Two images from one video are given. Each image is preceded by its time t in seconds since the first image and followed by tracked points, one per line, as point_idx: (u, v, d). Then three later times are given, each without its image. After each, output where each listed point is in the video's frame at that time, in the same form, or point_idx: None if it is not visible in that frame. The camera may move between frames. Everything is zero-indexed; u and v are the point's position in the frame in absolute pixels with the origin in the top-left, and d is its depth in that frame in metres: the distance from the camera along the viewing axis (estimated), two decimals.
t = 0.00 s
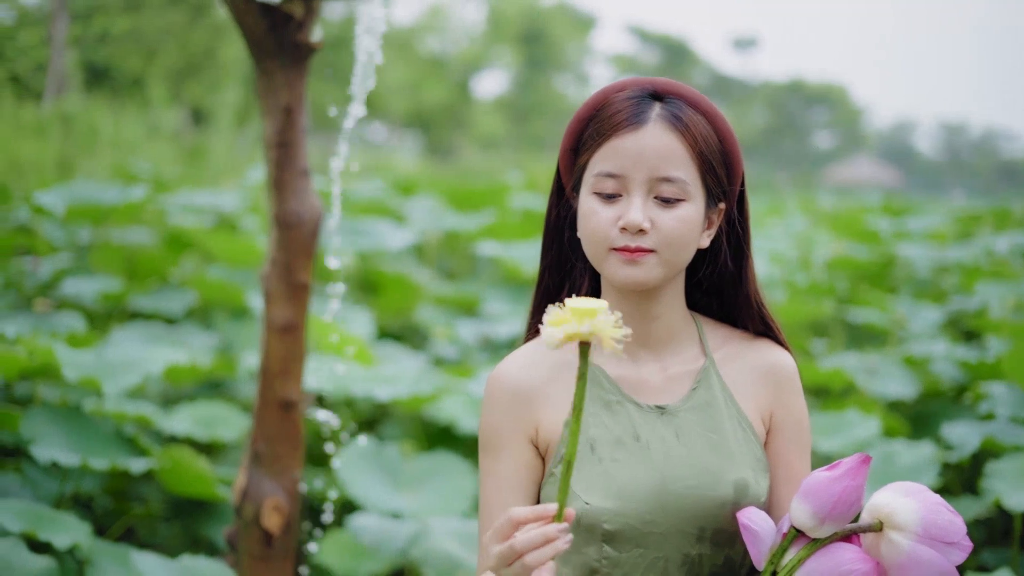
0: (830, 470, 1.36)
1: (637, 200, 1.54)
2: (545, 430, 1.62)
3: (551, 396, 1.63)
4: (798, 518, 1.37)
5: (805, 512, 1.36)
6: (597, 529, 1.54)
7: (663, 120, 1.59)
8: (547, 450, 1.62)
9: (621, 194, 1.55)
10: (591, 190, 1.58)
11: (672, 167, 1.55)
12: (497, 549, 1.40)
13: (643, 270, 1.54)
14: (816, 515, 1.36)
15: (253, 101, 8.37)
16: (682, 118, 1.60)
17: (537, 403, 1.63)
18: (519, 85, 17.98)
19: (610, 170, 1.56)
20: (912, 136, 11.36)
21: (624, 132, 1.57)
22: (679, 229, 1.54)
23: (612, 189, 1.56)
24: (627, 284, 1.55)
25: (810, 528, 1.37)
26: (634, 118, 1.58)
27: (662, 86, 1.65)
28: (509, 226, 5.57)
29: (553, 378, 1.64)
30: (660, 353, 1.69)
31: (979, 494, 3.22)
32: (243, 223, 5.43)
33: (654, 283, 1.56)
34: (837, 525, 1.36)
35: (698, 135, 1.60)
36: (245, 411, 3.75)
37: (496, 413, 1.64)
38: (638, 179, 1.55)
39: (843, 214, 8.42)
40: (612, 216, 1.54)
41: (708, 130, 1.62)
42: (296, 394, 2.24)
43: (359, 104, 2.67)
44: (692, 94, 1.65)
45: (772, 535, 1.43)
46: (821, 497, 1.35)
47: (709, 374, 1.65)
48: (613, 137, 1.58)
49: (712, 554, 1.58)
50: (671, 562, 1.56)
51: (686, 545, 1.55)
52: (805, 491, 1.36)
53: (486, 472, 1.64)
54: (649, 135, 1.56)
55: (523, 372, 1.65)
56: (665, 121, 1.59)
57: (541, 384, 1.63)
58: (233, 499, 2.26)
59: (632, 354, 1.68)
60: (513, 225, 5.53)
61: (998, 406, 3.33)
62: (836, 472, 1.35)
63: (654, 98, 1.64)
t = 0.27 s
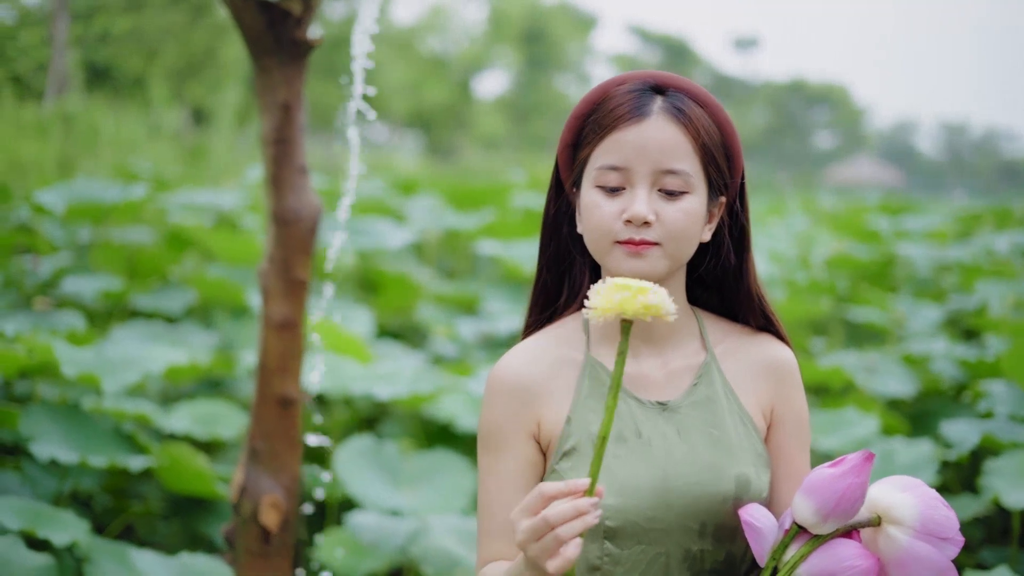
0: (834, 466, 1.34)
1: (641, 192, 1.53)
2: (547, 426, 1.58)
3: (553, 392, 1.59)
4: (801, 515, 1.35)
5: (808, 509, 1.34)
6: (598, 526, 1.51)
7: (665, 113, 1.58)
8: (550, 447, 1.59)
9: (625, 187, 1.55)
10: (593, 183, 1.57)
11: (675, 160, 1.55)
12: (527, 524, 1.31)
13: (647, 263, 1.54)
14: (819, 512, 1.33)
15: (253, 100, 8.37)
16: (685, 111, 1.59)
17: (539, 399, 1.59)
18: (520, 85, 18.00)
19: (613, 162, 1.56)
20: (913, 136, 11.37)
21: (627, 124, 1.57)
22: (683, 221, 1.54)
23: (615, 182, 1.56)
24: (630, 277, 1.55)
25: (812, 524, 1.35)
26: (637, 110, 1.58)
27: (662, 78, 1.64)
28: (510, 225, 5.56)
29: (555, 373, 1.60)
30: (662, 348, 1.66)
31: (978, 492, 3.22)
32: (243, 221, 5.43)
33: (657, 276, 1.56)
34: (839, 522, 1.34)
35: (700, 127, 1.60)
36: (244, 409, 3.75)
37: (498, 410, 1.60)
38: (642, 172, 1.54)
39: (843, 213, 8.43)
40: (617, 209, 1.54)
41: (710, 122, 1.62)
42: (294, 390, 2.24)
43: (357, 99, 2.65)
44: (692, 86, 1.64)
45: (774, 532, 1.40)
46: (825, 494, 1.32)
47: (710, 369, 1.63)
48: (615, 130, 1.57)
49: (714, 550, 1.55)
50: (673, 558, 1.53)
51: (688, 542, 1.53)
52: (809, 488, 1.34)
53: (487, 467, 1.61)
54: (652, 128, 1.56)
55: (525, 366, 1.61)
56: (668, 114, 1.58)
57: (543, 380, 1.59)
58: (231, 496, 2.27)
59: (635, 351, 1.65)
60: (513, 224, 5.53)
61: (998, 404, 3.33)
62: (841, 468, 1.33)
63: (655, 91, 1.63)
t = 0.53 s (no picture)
0: (836, 461, 1.32)
1: (647, 184, 1.51)
2: (549, 420, 1.56)
3: (555, 386, 1.56)
4: (803, 510, 1.34)
5: (810, 504, 1.33)
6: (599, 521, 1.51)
7: (669, 104, 1.56)
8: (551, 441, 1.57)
9: (630, 180, 1.52)
10: (596, 177, 1.54)
11: (680, 151, 1.53)
12: (547, 487, 1.29)
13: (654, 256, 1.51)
14: (821, 508, 1.32)
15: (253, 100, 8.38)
16: (688, 102, 1.57)
17: (541, 393, 1.56)
18: (519, 85, 18.02)
19: (617, 155, 1.53)
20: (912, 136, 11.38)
21: (631, 117, 1.54)
22: (689, 213, 1.52)
23: (619, 175, 1.53)
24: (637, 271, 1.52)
25: (814, 519, 1.34)
26: (640, 102, 1.55)
27: (663, 70, 1.62)
28: (508, 224, 5.56)
29: (557, 367, 1.58)
30: (663, 343, 1.65)
31: (976, 490, 3.22)
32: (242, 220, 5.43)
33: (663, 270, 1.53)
34: (841, 517, 1.33)
35: (704, 118, 1.58)
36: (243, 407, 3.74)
37: (498, 408, 1.58)
38: (647, 164, 1.52)
39: (842, 212, 8.43)
40: (622, 202, 1.51)
41: (713, 114, 1.59)
42: (291, 387, 2.24)
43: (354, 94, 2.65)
44: (693, 78, 1.62)
45: (775, 526, 1.40)
46: (828, 490, 1.31)
47: (711, 363, 1.61)
48: (619, 123, 1.54)
49: (713, 544, 1.56)
50: (673, 553, 1.54)
51: (688, 536, 1.53)
52: (811, 483, 1.33)
53: (487, 461, 1.58)
54: (657, 120, 1.53)
55: (527, 360, 1.58)
56: (671, 105, 1.55)
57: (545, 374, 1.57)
58: (227, 492, 2.27)
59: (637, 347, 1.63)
60: (513, 223, 5.53)
61: (996, 402, 3.33)
62: (844, 463, 1.32)
63: (656, 82, 1.60)
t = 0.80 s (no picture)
0: (839, 457, 1.32)
1: (659, 183, 1.47)
2: (554, 413, 1.56)
3: (561, 379, 1.56)
4: (805, 505, 1.33)
5: (813, 500, 1.32)
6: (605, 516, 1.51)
7: (679, 100, 1.52)
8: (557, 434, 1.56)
9: (641, 177, 1.48)
10: (606, 174, 1.51)
11: (692, 149, 1.49)
12: (562, 449, 1.26)
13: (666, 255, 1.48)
14: (824, 503, 1.32)
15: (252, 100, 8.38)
16: (698, 98, 1.53)
17: (547, 386, 1.56)
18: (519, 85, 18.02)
19: (628, 152, 1.49)
20: (912, 136, 11.38)
21: (641, 114, 1.50)
22: (701, 212, 1.48)
23: (630, 172, 1.49)
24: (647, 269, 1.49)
25: (817, 515, 1.33)
26: (650, 99, 1.51)
27: (672, 65, 1.58)
28: (508, 223, 5.56)
29: (562, 361, 1.57)
30: (667, 336, 1.63)
31: (976, 488, 3.21)
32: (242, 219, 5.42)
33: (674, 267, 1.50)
34: (844, 513, 1.32)
35: (714, 114, 1.54)
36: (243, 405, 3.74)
37: (503, 400, 1.56)
38: (659, 161, 1.48)
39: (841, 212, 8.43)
40: (634, 200, 1.47)
41: (722, 109, 1.56)
42: (290, 383, 2.23)
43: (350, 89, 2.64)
44: (702, 73, 1.58)
45: (778, 521, 1.39)
46: (831, 485, 1.31)
47: (715, 357, 1.60)
48: (629, 119, 1.50)
49: (718, 540, 1.55)
50: (678, 548, 1.54)
51: (693, 531, 1.53)
52: (814, 478, 1.32)
53: (491, 456, 1.57)
54: (668, 117, 1.49)
55: (532, 353, 1.57)
56: (682, 102, 1.52)
57: (551, 367, 1.56)
58: (227, 489, 2.26)
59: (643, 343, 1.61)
60: (512, 222, 5.52)
61: (996, 400, 3.32)
62: (847, 458, 1.31)
63: (664, 78, 1.57)
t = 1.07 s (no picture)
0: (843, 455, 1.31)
1: (670, 183, 1.46)
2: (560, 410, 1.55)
3: (567, 375, 1.56)
4: (809, 503, 1.33)
5: (817, 498, 1.32)
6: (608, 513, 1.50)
7: (692, 99, 1.51)
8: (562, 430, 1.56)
9: (652, 177, 1.47)
10: (616, 172, 1.50)
11: (704, 150, 1.48)
12: (572, 431, 1.26)
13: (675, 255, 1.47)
14: (828, 501, 1.31)
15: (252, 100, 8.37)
16: (710, 97, 1.52)
17: (553, 382, 1.55)
18: (519, 85, 18.02)
19: (640, 152, 1.48)
20: (912, 136, 11.38)
21: (653, 112, 1.49)
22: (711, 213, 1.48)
23: (641, 171, 1.48)
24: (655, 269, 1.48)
25: (821, 513, 1.32)
26: (663, 97, 1.50)
27: (684, 63, 1.57)
28: (508, 222, 5.55)
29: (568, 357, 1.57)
30: (673, 334, 1.62)
31: (977, 488, 3.21)
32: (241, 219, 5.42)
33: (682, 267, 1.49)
34: (848, 511, 1.32)
35: (725, 114, 1.53)
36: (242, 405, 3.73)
37: (509, 396, 1.56)
38: (671, 161, 1.47)
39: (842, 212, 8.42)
40: (645, 200, 1.46)
41: (733, 109, 1.55)
42: (290, 382, 2.23)
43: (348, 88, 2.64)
44: (714, 71, 1.57)
45: (782, 520, 1.38)
46: (834, 483, 1.30)
47: (720, 354, 1.60)
48: (641, 118, 1.49)
49: (722, 538, 1.54)
50: (682, 546, 1.53)
51: (697, 529, 1.52)
52: (818, 476, 1.32)
53: (496, 451, 1.57)
54: (680, 116, 1.48)
55: (538, 349, 1.56)
56: (695, 101, 1.51)
57: (557, 364, 1.56)
58: (227, 488, 2.25)
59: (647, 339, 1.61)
60: (512, 221, 5.52)
61: (997, 399, 3.32)
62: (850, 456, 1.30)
63: (676, 76, 1.56)
